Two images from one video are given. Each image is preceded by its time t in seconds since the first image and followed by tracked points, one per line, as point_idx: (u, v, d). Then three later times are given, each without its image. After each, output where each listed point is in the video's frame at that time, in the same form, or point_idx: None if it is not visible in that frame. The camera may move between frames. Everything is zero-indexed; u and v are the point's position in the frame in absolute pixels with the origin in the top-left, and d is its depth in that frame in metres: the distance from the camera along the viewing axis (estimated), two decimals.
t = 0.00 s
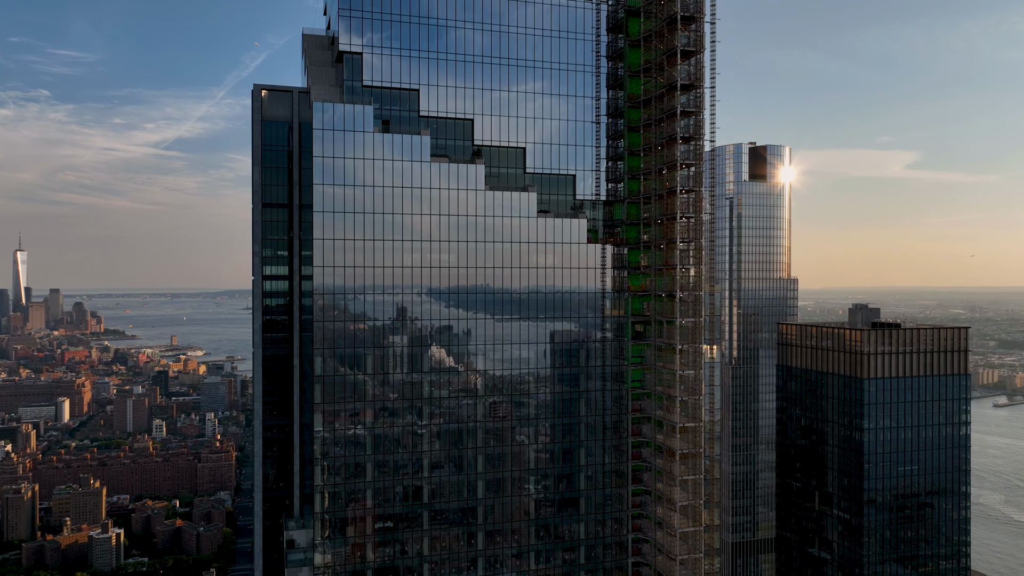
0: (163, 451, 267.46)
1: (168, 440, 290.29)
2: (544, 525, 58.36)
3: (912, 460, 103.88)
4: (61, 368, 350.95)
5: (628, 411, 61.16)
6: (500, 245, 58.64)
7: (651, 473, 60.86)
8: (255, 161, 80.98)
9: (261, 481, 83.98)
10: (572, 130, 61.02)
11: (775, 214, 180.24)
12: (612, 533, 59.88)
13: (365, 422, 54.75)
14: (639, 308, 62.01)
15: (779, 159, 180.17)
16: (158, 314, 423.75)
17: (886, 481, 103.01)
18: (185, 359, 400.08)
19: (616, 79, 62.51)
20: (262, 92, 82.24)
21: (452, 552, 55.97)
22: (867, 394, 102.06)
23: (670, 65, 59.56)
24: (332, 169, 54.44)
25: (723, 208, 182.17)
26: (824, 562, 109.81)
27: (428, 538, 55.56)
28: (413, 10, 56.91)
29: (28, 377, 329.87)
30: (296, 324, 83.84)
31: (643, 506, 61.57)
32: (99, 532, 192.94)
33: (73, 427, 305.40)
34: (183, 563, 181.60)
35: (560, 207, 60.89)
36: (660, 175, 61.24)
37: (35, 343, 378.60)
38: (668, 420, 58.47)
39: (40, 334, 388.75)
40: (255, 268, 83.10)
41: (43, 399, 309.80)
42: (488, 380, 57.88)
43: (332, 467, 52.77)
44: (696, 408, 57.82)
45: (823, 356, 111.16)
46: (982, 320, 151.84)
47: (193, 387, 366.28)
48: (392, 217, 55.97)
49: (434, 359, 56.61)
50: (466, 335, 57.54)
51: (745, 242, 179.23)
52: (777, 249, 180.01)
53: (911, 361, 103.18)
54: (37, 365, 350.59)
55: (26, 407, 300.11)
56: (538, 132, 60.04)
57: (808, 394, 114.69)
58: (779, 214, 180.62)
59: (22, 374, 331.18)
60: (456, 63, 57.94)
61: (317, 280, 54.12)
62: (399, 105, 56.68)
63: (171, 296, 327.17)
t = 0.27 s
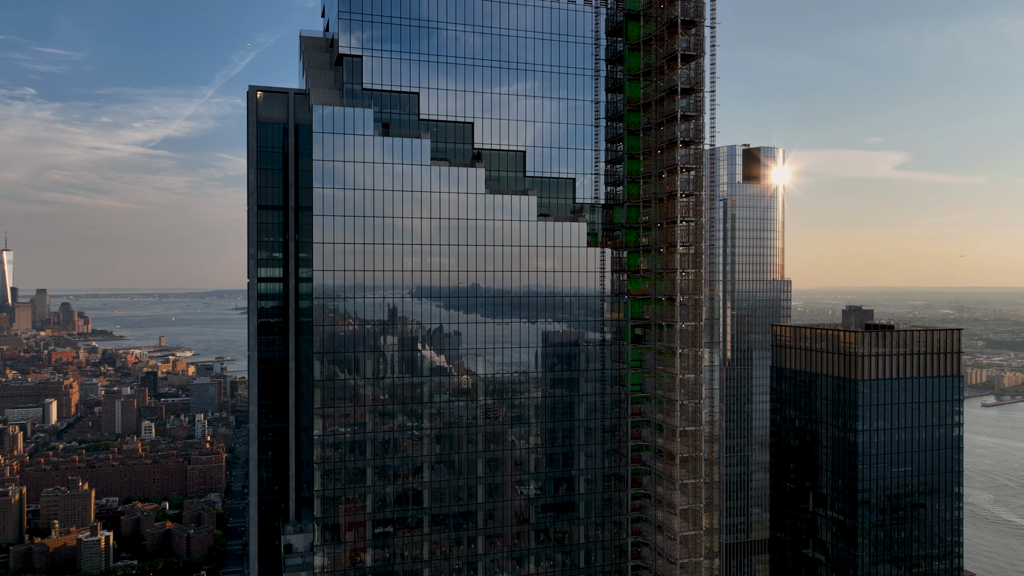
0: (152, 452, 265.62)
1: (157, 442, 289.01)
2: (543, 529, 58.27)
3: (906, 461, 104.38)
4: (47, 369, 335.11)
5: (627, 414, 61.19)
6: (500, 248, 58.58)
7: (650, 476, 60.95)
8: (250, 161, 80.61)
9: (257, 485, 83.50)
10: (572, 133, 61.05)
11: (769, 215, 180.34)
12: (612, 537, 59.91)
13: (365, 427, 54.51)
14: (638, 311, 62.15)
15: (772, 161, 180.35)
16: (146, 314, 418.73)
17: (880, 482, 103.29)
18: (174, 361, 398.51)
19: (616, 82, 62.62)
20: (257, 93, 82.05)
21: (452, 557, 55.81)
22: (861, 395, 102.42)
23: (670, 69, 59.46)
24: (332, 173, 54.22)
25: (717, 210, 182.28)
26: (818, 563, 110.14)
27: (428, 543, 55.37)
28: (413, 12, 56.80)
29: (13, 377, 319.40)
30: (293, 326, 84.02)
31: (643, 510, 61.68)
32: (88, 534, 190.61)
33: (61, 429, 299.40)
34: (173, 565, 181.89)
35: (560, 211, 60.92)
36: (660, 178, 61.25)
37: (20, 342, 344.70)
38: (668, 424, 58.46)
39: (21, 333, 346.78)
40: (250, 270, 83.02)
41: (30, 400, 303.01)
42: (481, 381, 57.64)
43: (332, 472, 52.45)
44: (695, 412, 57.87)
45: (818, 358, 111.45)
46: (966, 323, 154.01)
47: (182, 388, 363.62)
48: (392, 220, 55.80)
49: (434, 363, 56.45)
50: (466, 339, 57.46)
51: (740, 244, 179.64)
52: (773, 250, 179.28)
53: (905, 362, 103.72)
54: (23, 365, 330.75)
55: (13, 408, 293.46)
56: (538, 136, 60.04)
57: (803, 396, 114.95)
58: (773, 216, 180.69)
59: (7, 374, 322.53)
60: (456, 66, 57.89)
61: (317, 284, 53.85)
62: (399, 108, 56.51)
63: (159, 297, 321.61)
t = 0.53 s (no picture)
0: (143, 454, 264.13)
1: (148, 444, 287.90)
2: (543, 533, 58.18)
3: (901, 463, 104.83)
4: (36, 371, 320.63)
5: (628, 418, 61.32)
6: (501, 252, 58.58)
7: (650, 479, 61.08)
8: (247, 164, 80.92)
9: (253, 490, 83.58)
10: (572, 137, 61.12)
11: (763, 216, 179.94)
12: (612, 541, 60.03)
13: (366, 432, 54.31)
14: (638, 315, 62.36)
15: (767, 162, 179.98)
16: (135, 314, 414.15)
17: (875, 483, 103.65)
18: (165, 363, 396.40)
19: (616, 86, 62.57)
20: (254, 95, 82.51)
21: (454, 561, 55.65)
22: (856, 397, 102.83)
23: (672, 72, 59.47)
24: (333, 175, 54.02)
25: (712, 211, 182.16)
26: (813, 564, 110.33)
27: (429, 548, 55.17)
28: (414, 15, 56.64)
29: None
30: (290, 328, 84.91)
31: (643, 514, 61.80)
32: (78, 537, 188.25)
33: (49, 429, 291.65)
34: (165, 568, 180.92)
35: (560, 214, 60.94)
36: (660, 182, 61.26)
37: None
38: (669, 428, 58.42)
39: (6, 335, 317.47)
40: (246, 273, 83.10)
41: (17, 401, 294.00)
42: (472, 381, 57.34)
43: (333, 477, 52.22)
44: (696, 416, 57.98)
45: (813, 360, 111.66)
46: (952, 325, 156.27)
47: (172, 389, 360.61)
48: (393, 224, 55.65)
49: (435, 367, 56.33)
50: (468, 343, 57.41)
51: (735, 245, 179.77)
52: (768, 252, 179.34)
53: (899, 364, 104.21)
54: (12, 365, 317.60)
55: None
56: (538, 139, 60.07)
57: (797, 397, 115.31)
58: (768, 217, 180.43)
59: None
60: (456, 69, 57.80)
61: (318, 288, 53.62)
62: (400, 111, 56.36)
63: (147, 296, 312.19)
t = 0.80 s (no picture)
0: (133, 456, 262.90)
1: (139, 445, 287.15)
2: (544, 538, 58.14)
3: (896, 464, 105.15)
4: (22, 372, 311.90)
5: (629, 422, 61.52)
6: (502, 256, 58.56)
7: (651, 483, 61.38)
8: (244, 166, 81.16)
9: (250, 493, 83.60)
10: (571, 140, 61.22)
11: (758, 217, 180.01)
12: (613, 545, 60.16)
13: (367, 437, 54.18)
14: (639, 318, 62.60)
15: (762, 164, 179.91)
16: (124, 314, 409.96)
17: (871, 484, 103.97)
18: (154, 363, 389.11)
19: (617, 89, 63.02)
20: (249, 97, 82.57)
21: (456, 564, 55.69)
22: (852, 399, 103.15)
23: (672, 77, 59.70)
24: (334, 179, 53.85)
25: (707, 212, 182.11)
26: (809, 565, 110.80)
27: (430, 553, 55.11)
28: (416, 18, 56.59)
29: None
30: (288, 330, 85.06)
31: (644, 517, 62.02)
32: (69, 539, 186.52)
33: (38, 430, 287.13)
34: (156, 570, 180.32)
35: (561, 217, 61.02)
36: (661, 186, 61.40)
37: None
38: (670, 431, 58.49)
39: None
40: (243, 275, 83.11)
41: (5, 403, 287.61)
42: (461, 383, 56.87)
43: (334, 483, 52.03)
44: (697, 419, 58.27)
45: (809, 362, 111.85)
46: (943, 326, 157.57)
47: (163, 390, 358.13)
48: (394, 228, 55.56)
49: (436, 371, 56.29)
50: (469, 347, 57.36)
51: (730, 246, 180.07)
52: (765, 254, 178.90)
53: (895, 366, 104.53)
54: None
55: None
56: (538, 143, 60.14)
57: (792, 399, 115.72)
58: (763, 219, 180.61)
59: None
60: (457, 73, 57.78)
61: (319, 292, 53.44)
62: (401, 114, 56.26)
63: (136, 296, 306.87)
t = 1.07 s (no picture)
0: (124, 457, 261.91)
1: (129, 447, 286.26)
2: (546, 542, 58.10)
3: (892, 465, 105.59)
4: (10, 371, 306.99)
5: (631, 425, 61.60)
6: (504, 259, 58.46)
7: (652, 486, 61.31)
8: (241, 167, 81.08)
9: (247, 496, 83.26)
10: (571, 143, 61.31)
11: (754, 219, 180.09)
12: (614, 549, 60.19)
13: (369, 441, 53.94)
14: (640, 321, 62.64)
15: (758, 166, 179.95)
16: (114, 314, 407.02)
17: (867, 485, 104.31)
18: (144, 363, 387.68)
19: (620, 92, 63.24)
20: (247, 98, 82.57)
21: (457, 568, 55.64)
22: (848, 401, 103.44)
23: (674, 80, 59.81)
24: (335, 182, 53.69)
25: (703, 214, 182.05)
26: (804, 566, 111.03)
27: (431, 557, 54.99)
28: (418, 21, 56.58)
29: None
30: (284, 332, 84.83)
31: (644, 520, 62.02)
32: (59, 542, 184.90)
33: (27, 432, 283.74)
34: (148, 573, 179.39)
35: (562, 221, 61.13)
36: (662, 189, 61.35)
37: None
38: (672, 435, 58.42)
39: None
40: (240, 277, 82.89)
41: None
42: (454, 384, 56.53)
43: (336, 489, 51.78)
44: (699, 423, 58.17)
45: (805, 363, 111.87)
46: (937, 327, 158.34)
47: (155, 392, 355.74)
48: (396, 231, 55.42)
49: (438, 375, 56.11)
50: (470, 352, 57.17)
51: (726, 248, 180.33)
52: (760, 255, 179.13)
53: (890, 368, 104.87)
54: None
55: None
56: (539, 146, 60.24)
57: (786, 401, 116.07)
58: (759, 220, 180.79)
59: None
60: (457, 76, 57.76)
61: (320, 297, 53.22)
62: (402, 117, 56.25)
63: (127, 296, 303.56)
